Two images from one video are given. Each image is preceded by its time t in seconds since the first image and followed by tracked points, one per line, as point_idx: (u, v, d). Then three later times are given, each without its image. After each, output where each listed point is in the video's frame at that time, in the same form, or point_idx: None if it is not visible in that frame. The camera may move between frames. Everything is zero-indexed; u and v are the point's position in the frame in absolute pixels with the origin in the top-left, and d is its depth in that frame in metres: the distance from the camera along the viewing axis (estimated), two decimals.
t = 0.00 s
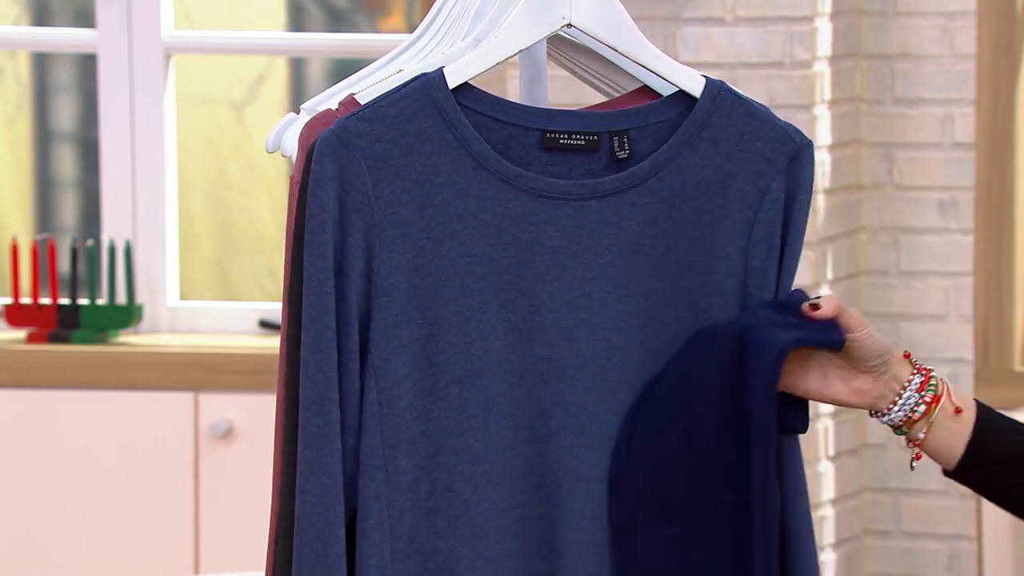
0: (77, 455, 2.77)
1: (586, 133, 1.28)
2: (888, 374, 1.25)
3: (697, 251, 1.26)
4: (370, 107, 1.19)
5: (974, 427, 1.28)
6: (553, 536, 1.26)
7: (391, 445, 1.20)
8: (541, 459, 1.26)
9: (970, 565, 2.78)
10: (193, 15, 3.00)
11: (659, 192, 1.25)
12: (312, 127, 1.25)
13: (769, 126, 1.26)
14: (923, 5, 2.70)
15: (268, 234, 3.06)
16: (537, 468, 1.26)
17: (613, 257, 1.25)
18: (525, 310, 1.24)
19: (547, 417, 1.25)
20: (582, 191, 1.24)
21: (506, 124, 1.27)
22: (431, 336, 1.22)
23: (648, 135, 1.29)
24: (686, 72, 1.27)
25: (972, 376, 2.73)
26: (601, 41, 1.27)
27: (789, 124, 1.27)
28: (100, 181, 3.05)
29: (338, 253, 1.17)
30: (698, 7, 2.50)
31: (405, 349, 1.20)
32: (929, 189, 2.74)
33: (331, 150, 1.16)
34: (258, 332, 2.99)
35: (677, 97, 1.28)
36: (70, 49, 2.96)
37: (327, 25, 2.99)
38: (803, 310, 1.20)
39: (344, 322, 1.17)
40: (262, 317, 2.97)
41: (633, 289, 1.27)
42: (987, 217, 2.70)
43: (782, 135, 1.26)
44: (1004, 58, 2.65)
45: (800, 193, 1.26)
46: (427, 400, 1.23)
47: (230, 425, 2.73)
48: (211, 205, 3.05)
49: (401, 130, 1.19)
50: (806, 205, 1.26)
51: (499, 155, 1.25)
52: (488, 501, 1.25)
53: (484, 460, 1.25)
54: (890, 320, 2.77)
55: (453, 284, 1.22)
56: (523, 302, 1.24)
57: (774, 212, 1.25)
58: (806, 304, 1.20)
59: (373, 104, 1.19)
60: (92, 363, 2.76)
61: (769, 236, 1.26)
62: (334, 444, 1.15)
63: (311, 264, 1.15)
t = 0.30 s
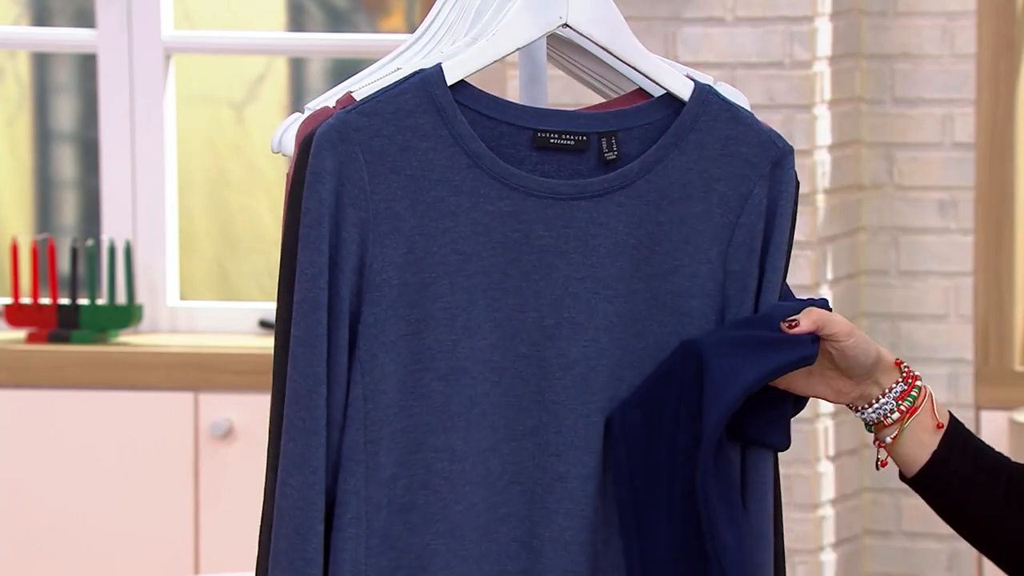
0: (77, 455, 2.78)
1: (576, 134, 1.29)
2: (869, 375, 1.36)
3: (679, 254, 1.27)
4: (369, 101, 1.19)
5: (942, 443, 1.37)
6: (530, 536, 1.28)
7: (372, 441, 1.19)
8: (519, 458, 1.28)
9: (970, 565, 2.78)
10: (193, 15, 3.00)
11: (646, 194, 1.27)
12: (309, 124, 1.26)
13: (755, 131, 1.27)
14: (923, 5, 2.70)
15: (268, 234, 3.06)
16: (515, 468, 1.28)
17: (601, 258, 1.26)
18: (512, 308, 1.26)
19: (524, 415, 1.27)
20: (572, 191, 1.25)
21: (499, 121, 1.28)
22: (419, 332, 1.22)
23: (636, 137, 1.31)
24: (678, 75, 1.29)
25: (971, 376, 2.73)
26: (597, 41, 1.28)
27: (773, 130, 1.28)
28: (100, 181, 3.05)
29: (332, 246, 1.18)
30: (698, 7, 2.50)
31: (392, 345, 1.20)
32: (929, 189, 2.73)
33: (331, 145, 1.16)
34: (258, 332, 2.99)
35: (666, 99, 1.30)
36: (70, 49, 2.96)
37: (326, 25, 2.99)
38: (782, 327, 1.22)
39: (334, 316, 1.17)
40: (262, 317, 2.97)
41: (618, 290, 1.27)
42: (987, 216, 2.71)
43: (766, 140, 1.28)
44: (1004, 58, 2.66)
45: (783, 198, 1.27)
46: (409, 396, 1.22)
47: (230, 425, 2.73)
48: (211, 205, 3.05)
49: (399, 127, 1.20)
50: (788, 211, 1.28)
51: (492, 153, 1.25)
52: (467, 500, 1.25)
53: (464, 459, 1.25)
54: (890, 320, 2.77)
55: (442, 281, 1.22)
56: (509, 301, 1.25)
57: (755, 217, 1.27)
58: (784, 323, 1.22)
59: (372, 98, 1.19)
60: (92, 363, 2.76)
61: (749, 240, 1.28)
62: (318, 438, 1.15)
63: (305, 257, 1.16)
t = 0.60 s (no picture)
0: (77, 455, 2.77)
1: (576, 134, 1.29)
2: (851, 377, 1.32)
3: (677, 251, 1.28)
4: (381, 104, 1.18)
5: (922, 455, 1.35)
6: (542, 536, 1.28)
7: (389, 445, 1.20)
8: (530, 459, 1.28)
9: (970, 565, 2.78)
10: (193, 15, 3.00)
11: (645, 193, 1.27)
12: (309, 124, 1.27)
13: (745, 128, 1.28)
14: (924, 5, 2.70)
15: (268, 235, 3.06)
16: (526, 468, 1.28)
17: (601, 256, 1.26)
18: (518, 309, 1.25)
19: (535, 416, 1.27)
20: (575, 191, 1.24)
21: (502, 122, 1.27)
22: (431, 335, 1.22)
23: (633, 136, 1.31)
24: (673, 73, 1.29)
25: (971, 376, 2.73)
26: (597, 42, 1.29)
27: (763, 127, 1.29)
28: (100, 181, 3.04)
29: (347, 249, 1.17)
30: (698, 7, 2.50)
31: (405, 348, 1.20)
32: (929, 189, 2.73)
33: (346, 148, 1.15)
34: (258, 332, 2.99)
35: (660, 98, 1.31)
36: (70, 49, 2.96)
37: (327, 25, 2.99)
38: (771, 294, 1.21)
39: (349, 321, 1.16)
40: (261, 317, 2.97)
41: (616, 289, 1.28)
42: (987, 217, 2.70)
43: (757, 138, 1.28)
44: (1004, 58, 2.65)
45: (773, 193, 1.28)
46: (423, 401, 1.22)
47: (230, 425, 2.73)
48: (211, 205, 3.05)
49: (411, 129, 1.19)
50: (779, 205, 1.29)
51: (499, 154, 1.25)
52: (481, 502, 1.25)
53: (479, 461, 1.25)
54: (890, 320, 2.77)
55: (453, 283, 1.22)
56: (517, 302, 1.25)
57: (747, 212, 1.28)
58: (774, 290, 1.21)
59: (385, 100, 1.18)
60: (92, 363, 2.76)
61: (740, 236, 1.29)
62: (331, 443, 1.14)
63: (319, 261, 1.15)
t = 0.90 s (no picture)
0: (77, 455, 2.78)
1: (584, 134, 1.29)
2: (853, 382, 1.30)
3: (686, 248, 1.28)
4: (396, 111, 1.18)
5: (918, 459, 1.36)
6: (562, 535, 1.28)
7: (426, 454, 1.20)
8: (547, 459, 1.28)
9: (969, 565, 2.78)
10: (193, 15, 3.00)
11: (652, 190, 1.27)
12: (312, 130, 1.28)
13: (749, 122, 1.29)
14: (924, 5, 2.70)
15: (268, 234, 3.06)
16: (543, 468, 1.27)
17: (608, 254, 1.27)
18: (533, 310, 1.25)
19: (553, 416, 1.27)
20: (586, 191, 1.25)
21: (512, 125, 1.28)
22: (456, 340, 1.22)
23: (639, 134, 1.31)
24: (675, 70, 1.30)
25: (971, 376, 2.73)
26: (602, 41, 1.28)
27: (767, 121, 1.30)
28: (100, 181, 3.05)
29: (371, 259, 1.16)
30: (698, 7, 2.49)
31: (433, 354, 1.20)
32: (929, 189, 2.73)
33: (366, 155, 1.15)
34: (258, 332, 2.99)
35: (664, 95, 1.31)
36: (70, 49, 2.97)
37: (327, 25, 2.98)
38: (771, 304, 1.20)
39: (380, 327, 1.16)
40: (262, 317, 2.97)
41: (625, 288, 1.28)
42: (987, 217, 2.68)
43: (760, 131, 1.29)
44: (1004, 58, 2.62)
45: (778, 185, 1.28)
46: (450, 406, 1.23)
47: (230, 425, 2.73)
48: (211, 205, 3.05)
49: (427, 134, 1.19)
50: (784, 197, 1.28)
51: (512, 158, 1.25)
52: (507, 506, 1.26)
53: (505, 462, 1.26)
54: (890, 320, 2.77)
55: (474, 287, 1.22)
56: (532, 303, 1.25)
57: (752, 206, 1.28)
58: (775, 298, 1.20)
59: (401, 108, 1.18)
60: (92, 363, 2.76)
61: (746, 230, 1.29)
62: (377, 452, 1.14)
63: (349, 270, 1.14)
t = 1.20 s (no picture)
0: (77, 455, 2.78)
1: (586, 133, 1.29)
2: (850, 380, 1.30)
3: (687, 246, 1.28)
4: (409, 114, 1.18)
5: (914, 458, 1.37)
6: (574, 536, 1.28)
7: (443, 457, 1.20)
8: (558, 460, 1.28)
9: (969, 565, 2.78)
10: (193, 15, 3.00)
11: (653, 189, 1.27)
12: (316, 133, 1.26)
13: (747, 123, 1.28)
14: (924, 5, 2.70)
15: (268, 234, 3.06)
16: (556, 470, 1.28)
17: (610, 254, 1.27)
18: (544, 311, 1.25)
19: (563, 417, 1.27)
20: (591, 191, 1.25)
21: (519, 126, 1.27)
22: (471, 342, 1.21)
23: (640, 133, 1.31)
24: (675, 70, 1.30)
25: (971, 376, 2.74)
26: (604, 40, 1.28)
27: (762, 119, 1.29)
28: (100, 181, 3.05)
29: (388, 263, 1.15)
30: (698, 7, 2.49)
31: (449, 357, 1.20)
32: (929, 189, 2.73)
33: (381, 158, 1.14)
34: (257, 332, 2.99)
35: (663, 93, 1.31)
36: (70, 49, 2.97)
37: (327, 25, 2.98)
38: (770, 309, 1.20)
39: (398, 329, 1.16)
40: (262, 317, 2.97)
41: (629, 287, 1.28)
42: (988, 217, 2.62)
43: (756, 128, 1.28)
44: (1004, 57, 2.59)
45: (773, 181, 1.28)
46: (468, 408, 1.22)
47: (230, 425, 2.73)
48: (211, 205, 3.05)
49: (439, 136, 1.18)
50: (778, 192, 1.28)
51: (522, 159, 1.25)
52: (527, 507, 1.25)
53: (522, 465, 1.25)
54: (890, 320, 2.77)
55: (488, 289, 1.22)
56: (542, 303, 1.25)
57: (748, 201, 1.28)
58: (772, 303, 1.20)
59: (413, 110, 1.18)
60: (92, 363, 2.76)
61: (744, 226, 1.28)
62: (404, 456, 1.14)
63: (368, 274, 1.13)
